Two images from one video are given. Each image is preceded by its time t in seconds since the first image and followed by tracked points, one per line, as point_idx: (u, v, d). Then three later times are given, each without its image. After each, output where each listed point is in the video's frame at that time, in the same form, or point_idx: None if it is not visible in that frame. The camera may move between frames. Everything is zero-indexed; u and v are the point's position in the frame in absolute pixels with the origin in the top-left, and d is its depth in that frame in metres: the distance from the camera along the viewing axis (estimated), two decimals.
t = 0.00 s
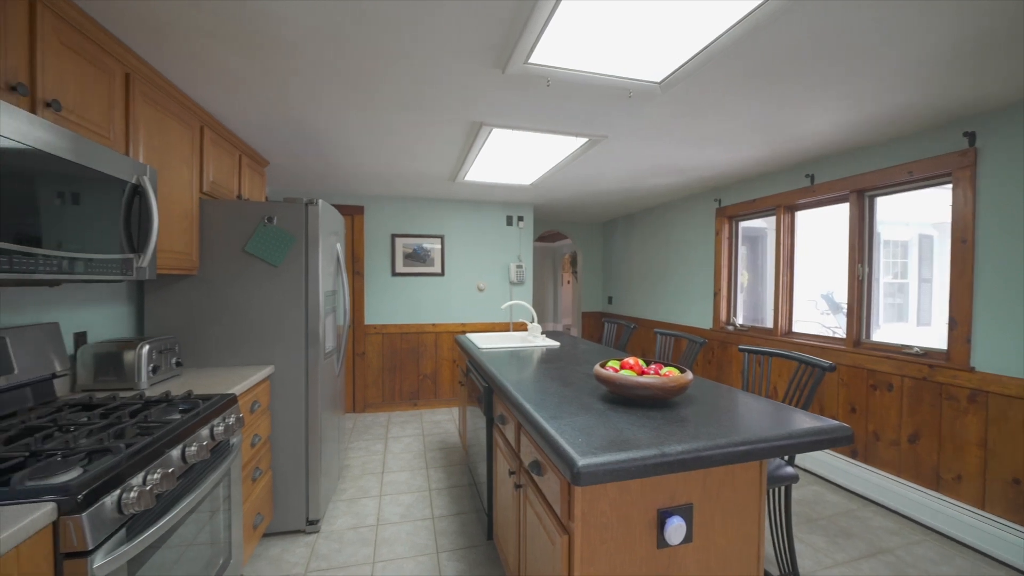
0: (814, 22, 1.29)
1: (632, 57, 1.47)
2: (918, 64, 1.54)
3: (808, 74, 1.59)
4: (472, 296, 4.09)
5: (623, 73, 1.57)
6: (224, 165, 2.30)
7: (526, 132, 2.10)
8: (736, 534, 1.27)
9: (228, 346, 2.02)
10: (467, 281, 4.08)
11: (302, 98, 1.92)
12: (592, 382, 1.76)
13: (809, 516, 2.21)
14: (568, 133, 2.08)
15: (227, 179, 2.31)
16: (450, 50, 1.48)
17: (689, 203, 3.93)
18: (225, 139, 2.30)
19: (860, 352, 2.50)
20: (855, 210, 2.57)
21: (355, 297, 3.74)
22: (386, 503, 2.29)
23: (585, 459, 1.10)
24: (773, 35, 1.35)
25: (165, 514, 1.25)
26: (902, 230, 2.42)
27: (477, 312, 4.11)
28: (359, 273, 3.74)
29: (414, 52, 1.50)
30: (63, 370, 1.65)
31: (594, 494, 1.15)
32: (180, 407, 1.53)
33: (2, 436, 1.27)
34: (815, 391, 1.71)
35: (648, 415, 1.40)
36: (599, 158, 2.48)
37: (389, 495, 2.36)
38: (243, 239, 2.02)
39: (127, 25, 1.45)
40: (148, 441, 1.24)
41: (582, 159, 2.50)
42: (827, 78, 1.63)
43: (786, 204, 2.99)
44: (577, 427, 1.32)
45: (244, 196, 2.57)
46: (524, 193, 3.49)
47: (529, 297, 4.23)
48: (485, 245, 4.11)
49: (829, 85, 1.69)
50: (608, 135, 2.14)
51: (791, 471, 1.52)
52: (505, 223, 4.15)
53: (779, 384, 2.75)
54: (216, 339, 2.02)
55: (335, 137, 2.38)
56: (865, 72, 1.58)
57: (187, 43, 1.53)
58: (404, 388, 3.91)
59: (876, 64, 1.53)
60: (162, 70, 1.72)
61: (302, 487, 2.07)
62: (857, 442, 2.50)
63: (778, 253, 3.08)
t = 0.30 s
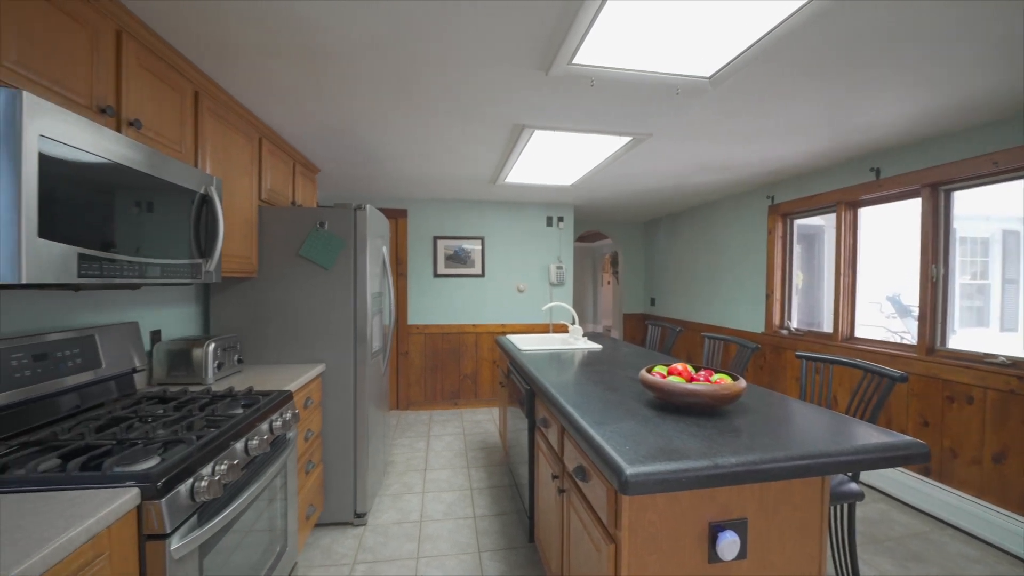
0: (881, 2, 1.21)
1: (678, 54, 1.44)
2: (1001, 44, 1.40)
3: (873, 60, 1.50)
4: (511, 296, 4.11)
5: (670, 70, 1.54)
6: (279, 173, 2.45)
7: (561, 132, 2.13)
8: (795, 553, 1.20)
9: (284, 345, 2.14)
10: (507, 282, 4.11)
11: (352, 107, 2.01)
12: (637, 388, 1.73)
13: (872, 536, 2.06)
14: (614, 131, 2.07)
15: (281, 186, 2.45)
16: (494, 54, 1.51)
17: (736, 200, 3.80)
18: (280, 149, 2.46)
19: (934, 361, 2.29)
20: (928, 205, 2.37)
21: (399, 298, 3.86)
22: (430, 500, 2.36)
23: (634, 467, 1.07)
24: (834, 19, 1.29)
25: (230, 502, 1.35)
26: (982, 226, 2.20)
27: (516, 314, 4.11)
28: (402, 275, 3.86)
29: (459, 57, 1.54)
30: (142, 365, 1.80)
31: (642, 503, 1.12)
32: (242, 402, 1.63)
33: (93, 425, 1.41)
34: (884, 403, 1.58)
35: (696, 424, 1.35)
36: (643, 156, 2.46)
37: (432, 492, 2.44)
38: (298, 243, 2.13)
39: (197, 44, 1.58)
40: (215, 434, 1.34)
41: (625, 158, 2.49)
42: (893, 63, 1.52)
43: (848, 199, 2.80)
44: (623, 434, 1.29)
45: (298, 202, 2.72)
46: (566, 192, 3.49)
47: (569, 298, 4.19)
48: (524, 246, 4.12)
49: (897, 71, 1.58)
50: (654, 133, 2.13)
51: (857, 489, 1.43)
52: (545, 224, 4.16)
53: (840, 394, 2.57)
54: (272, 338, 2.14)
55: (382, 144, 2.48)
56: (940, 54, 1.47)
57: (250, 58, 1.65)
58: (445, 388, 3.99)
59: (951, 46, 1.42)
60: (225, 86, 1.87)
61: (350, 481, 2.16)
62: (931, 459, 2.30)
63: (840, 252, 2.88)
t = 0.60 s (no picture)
0: None
1: (734, 47, 1.39)
2: None
3: (955, 42, 1.38)
4: (554, 297, 4.17)
5: (725, 63, 1.49)
6: (332, 178, 2.59)
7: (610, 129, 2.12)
8: None
9: (337, 343, 2.25)
10: (549, 282, 4.16)
11: (400, 112, 2.09)
12: (687, 392, 1.68)
13: (949, 561, 1.89)
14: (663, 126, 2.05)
15: (333, 192, 2.58)
16: (541, 56, 1.52)
17: (789, 196, 3.67)
18: (334, 156, 2.60)
19: None
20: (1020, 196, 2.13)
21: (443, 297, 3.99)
22: (473, 498, 2.45)
23: (689, 476, 1.03)
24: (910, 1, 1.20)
25: (292, 492, 1.43)
26: None
27: (559, 313, 4.16)
28: (445, 275, 4.00)
29: (506, 60, 1.56)
30: (212, 361, 1.95)
31: (697, 514, 1.08)
32: (300, 397, 1.73)
33: (173, 415, 1.54)
34: (971, 417, 1.43)
35: (753, 432, 1.29)
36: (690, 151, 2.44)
37: (475, 491, 2.52)
38: (350, 245, 2.24)
39: (261, 59, 1.69)
40: (279, 428, 1.43)
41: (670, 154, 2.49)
42: (980, 44, 1.40)
43: (922, 193, 2.58)
44: (675, 441, 1.25)
45: (348, 206, 2.85)
46: (608, 190, 3.46)
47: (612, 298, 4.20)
48: (567, 246, 4.19)
49: (984, 52, 1.45)
50: (704, 128, 2.09)
51: (937, 510, 1.31)
52: (588, 223, 4.19)
53: (913, 404, 2.38)
54: (326, 336, 2.25)
55: (429, 148, 2.56)
56: None
57: (309, 71, 1.75)
58: (487, 387, 4.07)
59: None
60: (286, 100, 2.02)
61: (398, 476, 2.25)
62: None
63: (913, 251, 2.65)
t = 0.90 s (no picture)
0: None
1: (789, 33, 1.33)
2: None
3: None
4: (594, 297, 4.22)
5: (777, 50, 1.43)
6: (378, 182, 2.69)
7: (657, 126, 2.11)
8: None
9: (381, 341, 2.34)
10: (589, 282, 4.23)
11: (442, 115, 2.14)
12: (737, 396, 1.62)
13: None
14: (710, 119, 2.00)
15: (379, 195, 2.67)
16: (583, 53, 1.51)
17: (845, 191, 3.49)
18: (380, 160, 2.71)
19: None
20: None
21: (484, 297, 4.17)
22: (512, 497, 2.56)
23: (744, 485, 0.98)
24: None
25: (343, 484, 1.49)
26: None
27: (599, 312, 4.21)
28: (484, 275, 4.19)
29: (550, 59, 1.56)
30: (269, 356, 2.06)
31: (753, 526, 1.02)
32: (349, 393, 1.80)
33: (234, 407, 1.65)
34: None
35: (809, 440, 1.23)
36: (736, 148, 2.39)
37: (515, 490, 2.63)
38: (394, 246, 2.32)
39: (314, 69, 1.78)
40: (330, 422, 1.49)
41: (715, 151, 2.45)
42: None
43: (1004, 183, 2.34)
44: (726, 447, 1.20)
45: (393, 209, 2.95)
46: (650, 188, 3.42)
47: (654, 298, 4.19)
48: (606, 246, 4.22)
49: None
50: (758, 119, 1.99)
51: None
52: (629, 222, 4.20)
53: (995, 417, 2.16)
54: (372, 335, 2.34)
55: (471, 150, 2.61)
56: None
57: (357, 78, 1.82)
58: (527, 387, 4.23)
59: None
60: (337, 108, 2.12)
61: (439, 471, 2.34)
62: None
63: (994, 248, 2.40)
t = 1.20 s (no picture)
0: None
1: (842, 19, 1.27)
2: None
3: None
4: (631, 297, 4.16)
5: (829, 38, 1.37)
6: (417, 184, 2.77)
7: (699, 121, 2.07)
8: None
9: (420, 338, 2.41)
10: (626, 282, 4.17)
11: (479, 117, 2.17)
12: (784, 400, 1.56)
13: None
14: (757, 113, 1.94)
15: (418, 197, 2.75)
16: (621, 50, 1.50)
17: (905, 185, 3.27)
18: (419, 163, 2.79)
19: None
20: None
21: (519, 297, 4.22)
22: (548, 497, 2.58)
23: (794, 493, 0.94)
24: None
25: (386, 476, 1.54)
26: None
27: (636, 313, 4.15)
28: (519, 275, 4.24)
29: (588, 57, 1.56)
30: (316, 352, 2.17)
31: (804, 535, 0.98)
32: (390, 389, 1.86)
33: (286, 399, 1.74)
34: None
35: (863, 447, 1.17)
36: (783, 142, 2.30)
37: (551, 490, 2.66)
38: (432, 247, 2.39)
39: (358, 77, 1.86)
40: (374, 416, 1.55)
41: (760, 146, 2.37)
42: None
43: None
44: (774, 453, 1.16)
45: (431, 210, 3.03)
46: (690, 184, 3.33)
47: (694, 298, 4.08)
48: (643, 245, 4.14)
49: None
50: (807, 111, 1.91)
51: None
52: (667, 221, 4.11)
53: None
54: (411, 332, 2.42)
55: (507, 150, 2.64)
56: None
57: (399, 84, 1.89)
58: (562, 387, 4.23)
59: None
60: (379, 114, 2.20)
61: (475, 468, 2.39)
62: None
63: None
